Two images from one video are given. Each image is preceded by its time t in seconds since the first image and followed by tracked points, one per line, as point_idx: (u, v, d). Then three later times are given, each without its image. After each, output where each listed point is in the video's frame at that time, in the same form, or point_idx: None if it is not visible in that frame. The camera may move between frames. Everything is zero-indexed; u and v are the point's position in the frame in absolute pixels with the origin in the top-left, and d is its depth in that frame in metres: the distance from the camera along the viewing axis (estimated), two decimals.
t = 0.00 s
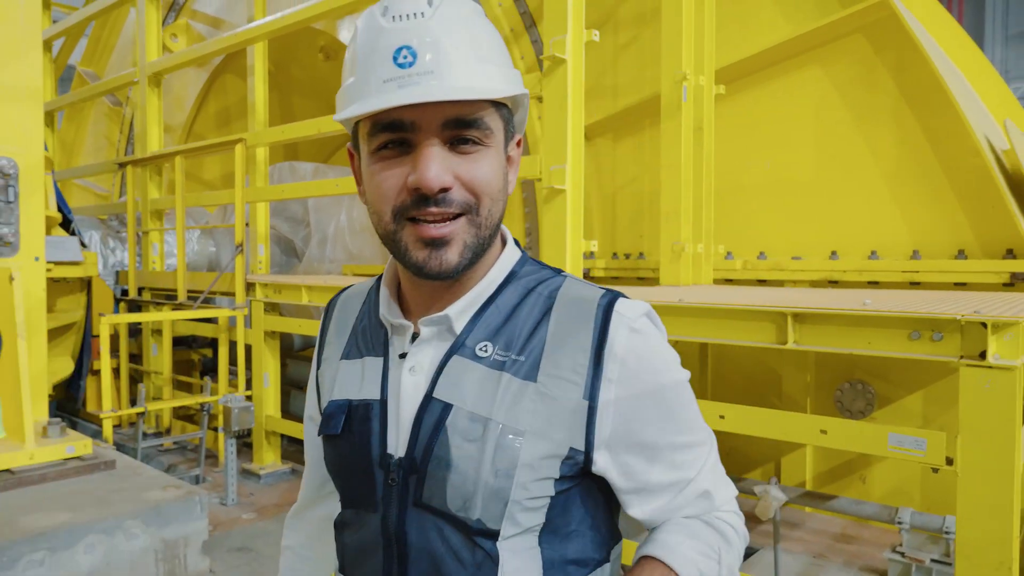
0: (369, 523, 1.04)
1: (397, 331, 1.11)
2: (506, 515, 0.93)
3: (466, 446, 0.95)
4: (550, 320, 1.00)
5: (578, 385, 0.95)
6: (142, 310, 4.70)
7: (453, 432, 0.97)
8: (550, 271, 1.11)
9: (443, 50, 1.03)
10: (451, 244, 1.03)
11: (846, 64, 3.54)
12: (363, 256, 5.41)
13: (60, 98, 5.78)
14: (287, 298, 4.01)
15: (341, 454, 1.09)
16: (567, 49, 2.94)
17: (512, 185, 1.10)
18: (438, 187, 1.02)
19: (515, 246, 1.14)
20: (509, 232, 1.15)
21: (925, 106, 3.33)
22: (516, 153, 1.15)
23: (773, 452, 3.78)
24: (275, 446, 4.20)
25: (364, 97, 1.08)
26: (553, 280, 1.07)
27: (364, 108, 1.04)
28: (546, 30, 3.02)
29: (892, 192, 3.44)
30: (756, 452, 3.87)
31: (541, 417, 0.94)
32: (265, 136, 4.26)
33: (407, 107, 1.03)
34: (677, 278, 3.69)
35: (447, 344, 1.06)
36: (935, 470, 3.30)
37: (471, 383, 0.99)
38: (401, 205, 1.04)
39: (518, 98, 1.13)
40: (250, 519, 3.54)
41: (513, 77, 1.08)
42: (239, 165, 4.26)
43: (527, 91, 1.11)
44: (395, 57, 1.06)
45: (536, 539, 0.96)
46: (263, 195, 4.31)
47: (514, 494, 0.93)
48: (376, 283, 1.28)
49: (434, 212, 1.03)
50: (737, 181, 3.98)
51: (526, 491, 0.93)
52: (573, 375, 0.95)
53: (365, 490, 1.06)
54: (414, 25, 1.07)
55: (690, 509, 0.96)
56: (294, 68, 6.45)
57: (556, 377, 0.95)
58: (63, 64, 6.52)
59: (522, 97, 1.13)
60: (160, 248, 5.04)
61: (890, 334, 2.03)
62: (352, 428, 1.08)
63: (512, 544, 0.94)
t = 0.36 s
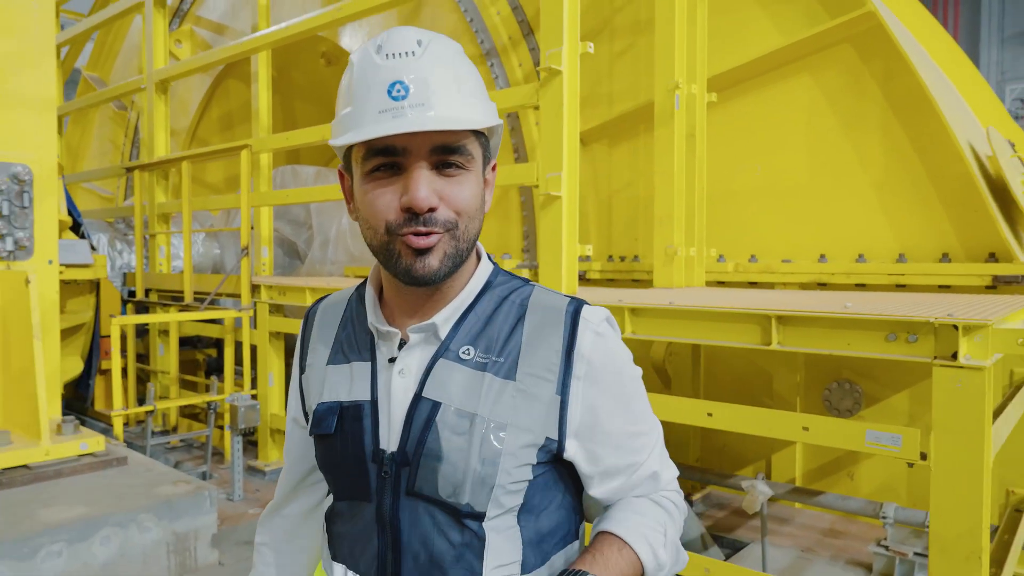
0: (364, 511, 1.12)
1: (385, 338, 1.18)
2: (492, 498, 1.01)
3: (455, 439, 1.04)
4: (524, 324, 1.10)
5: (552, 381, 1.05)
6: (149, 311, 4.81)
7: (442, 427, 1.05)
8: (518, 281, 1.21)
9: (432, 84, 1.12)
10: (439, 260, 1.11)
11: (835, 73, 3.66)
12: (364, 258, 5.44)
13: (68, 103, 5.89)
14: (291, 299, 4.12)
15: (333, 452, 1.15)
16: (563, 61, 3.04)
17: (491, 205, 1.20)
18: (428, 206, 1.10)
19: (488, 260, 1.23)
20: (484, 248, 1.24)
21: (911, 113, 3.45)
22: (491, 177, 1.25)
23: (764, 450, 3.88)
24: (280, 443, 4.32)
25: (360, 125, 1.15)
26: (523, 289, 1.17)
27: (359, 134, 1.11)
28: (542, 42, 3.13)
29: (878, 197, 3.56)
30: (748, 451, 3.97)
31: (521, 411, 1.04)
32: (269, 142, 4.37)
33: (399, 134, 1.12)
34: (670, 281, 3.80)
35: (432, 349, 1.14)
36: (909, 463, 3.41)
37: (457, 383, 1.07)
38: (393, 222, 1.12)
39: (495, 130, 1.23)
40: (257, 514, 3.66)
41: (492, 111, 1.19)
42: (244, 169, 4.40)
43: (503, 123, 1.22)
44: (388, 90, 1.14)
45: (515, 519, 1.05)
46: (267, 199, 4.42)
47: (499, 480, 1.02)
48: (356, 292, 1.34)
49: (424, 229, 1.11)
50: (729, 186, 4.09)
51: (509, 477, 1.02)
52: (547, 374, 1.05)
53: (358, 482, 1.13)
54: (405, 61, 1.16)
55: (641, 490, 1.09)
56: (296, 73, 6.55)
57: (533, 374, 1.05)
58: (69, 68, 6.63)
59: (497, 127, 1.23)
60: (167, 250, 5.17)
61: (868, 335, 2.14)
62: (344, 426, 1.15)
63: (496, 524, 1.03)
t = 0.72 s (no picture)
0: (394, 479, 1.22)
1: (413, 326, 1.27)
2: (510, 464, 1.13)
3: (479, 412, 1.14)
4: (538, 316, 1.21)
5: (562, 364, 1.16)
6: (179, 311, 4.97)
7: (468, 401, 1.15)
8: (529, 280, 1.31)
9: (462, 103, 1.22)
10: (463, 255, 1.21)
11: (848, 78, 3.78)
12: (387, 260, 5.69)
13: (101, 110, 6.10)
14: (317, 300, 4.26)
15: (365, 428, 1.25)
16: (581, 70, 3.15)
17: (510, 210, 1.30)
18: (454, 205, 1.20)
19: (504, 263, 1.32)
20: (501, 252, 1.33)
21: (923, 118, 3.55)
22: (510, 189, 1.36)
23: (779, 448, 3.94)
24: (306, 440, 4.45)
25: (396, 137, 1.24)
26: (536, 287, 1.28)
27: (396, 142, 1.22)
28: (561, 52, 3.23)
29: (892, 199, 3.65)
30: (763, 449, 4.03)
31: (536, 388, 1.15)
32: (297, 148, 4.54)
33: (432, 143, 1.22)
34: (686, 282, 3.89)
35: (458, 335, 1.24)
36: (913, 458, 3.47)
37: (481, 364, 1.18)
38: (423, 220, 1.22)
39: (514, 148, 1.32)
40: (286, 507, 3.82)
41: (512, 130, 1.28)
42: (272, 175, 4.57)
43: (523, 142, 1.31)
44: (423, 106, 1.23)
45: (529, 484, 1.16)
46: (293, 204, 4.58)
47: (518, 447, 1.13)
48: (383, 289, 1.43)
49: (450, 226, 1.21)
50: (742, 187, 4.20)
51: (527, 445, 1.13)
52: (558, 356, 1.16)
53: (388, 453, 1.23)
54: (439, 83, 1.26)
55: (641, 464, 1.20)
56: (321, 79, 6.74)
57: (546, 357, 1.16)
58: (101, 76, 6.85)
59: (515, 146, 1.31)
60: (197, 253, 5.35)
61: (875, 335, 2.27)
62: (377, 403, 1.24)
63: (514, 487, 1.14)
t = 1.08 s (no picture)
0: (400, 458, 1.31)
1: (420, 317, 1.35)
2: (509, 444, 1.21)
3: (480, 396, 1.23)
4: (536, 307, 1.30)
5: (557, 353, 1.25)
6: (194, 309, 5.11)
7: (470, 385, 1.24)
8: (527, 276, 1.40)
9: (462, 112, 1.30)
10: (463, 253, 1.29)
11: (849, 79, 3.83)
12: (396, 259, 5.89)
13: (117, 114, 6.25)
14: (329, 298, 4.36)
15: (375, 411, 1.34)
16: (585, 74, 3.23)
17: (508, 211, 1.38)
18: (455, 208, 1.27)
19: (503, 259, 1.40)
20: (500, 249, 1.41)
21: (923, 118, 3.61)
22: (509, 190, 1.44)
23: (780, 444, 4.01)
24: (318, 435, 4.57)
25: (400, 147, 1.33)
26: (533, 281, 1.36)
27: (401, 149, 1.30)
28: (565, 56, 3.32)
29: (891, 199, 3.72)
30: (765, 445, 4.09)
31: (533, 374, 1.24)
32: (309, 150, 4.65)
33: (434, 149, 1.30)
34: (689, 280, 3.97)
35: (461, 326, 1.31)
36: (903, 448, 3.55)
37: (483, 351, 1.26)
38: (426, 222, 1.29)
39: (511, 153, 1.40)
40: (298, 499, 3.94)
41: (510, 136, 1.37)
42: (284, 177, 4.68)
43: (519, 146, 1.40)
44: (424, 117, 1.31)
45: (526, 465, 1.24)
46: (305, 204, 4.68)
47: (515, 429, 1.21)
48: (390, 285, 1.51)
49: (451, 227, 1.28)
50: (745, 187, 4.28)
51: (524, 426, 1.22)
52: (554, 346, 1.25)
53: (394, 434, 1.31)
54: (440, 94, 1.35)
55: (637, 446, 1.29)
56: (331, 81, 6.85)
57: (543, 345, 1.25)
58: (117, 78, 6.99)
59: (513, 150, 1.40)
60: (211, 253, 5.47)
61: (868, 331, 2.40)
62: (385, 388, 1.33)
63: (512, 467, 1.23)
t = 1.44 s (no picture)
0: (401, 450, 1.38)
1: (428, 312, 1.43)
2: (508, 439, 1.28)
3: (481, 391, 1.30)
4: (540, 309, 1.37)
5: (559, 353, 1.32)
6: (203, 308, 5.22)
7: (472, 381, 1.31)
8: (533, 278, 1.47)
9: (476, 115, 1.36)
10: (472, 255, 1.35)
11: (846, 83, 3.94)
12: (402, 259, 5.89)
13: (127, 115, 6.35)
14: (336, 296, 4.45)
15: (381, 402, 1.41)
16: (587, 78, 3.32)
17: (518, 212, 1.44)
18: (465, 209, 1.34)
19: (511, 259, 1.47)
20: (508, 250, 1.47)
21: (918, 121, 3.71)
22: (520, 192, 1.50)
23: (779, 440, 4.08)
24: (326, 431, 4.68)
25: (415, 147, 1.39)
26: (538, 284, 1.44)
27: (416, 151, 1.36)
28: (568, 60, 3.40)
29: (888, 201, 3.82)
30: (764, 442, 4.17)
31: (534, 373, 1.31)
32: (317, 151, 4.74)
33: (448, 152, 1.36)
34: (689, 280, 4.06)
35: (466, 323, 1.40)
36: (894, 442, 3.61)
37: (485, 349, 1.34)
38: (437, 222, 1.35)
39: (522, 155, 1.46)
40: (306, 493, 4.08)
41: (522, 138, 1.43)
42: (293, 178, 4.79)
43: (531, 149, 1.46)
44: (439, 119, 1.37)
45: (524, 461, 1.31)
46: (313, 205, 4.78)
47: (514, 424, 1.28)
48: (402, 280, 1.58)
49: (461, 228, 1.34)
50: (746, 188, 4.38)
51: (523, 423, 1.29)
52: (555, 347, 1.32)
53: (398, 428, 1.38)
54: (455, 98, 1.41)
55: (638, 449, 1.35)
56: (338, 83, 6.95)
57: (545, 346, 1.32)
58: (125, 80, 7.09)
59: (525, 153, 1.47)
60: (221, 252, 5.57)
61: (861, 327, 2.49)
62: (390, 382, 1.40)
63: (510, 462, 1.29)
